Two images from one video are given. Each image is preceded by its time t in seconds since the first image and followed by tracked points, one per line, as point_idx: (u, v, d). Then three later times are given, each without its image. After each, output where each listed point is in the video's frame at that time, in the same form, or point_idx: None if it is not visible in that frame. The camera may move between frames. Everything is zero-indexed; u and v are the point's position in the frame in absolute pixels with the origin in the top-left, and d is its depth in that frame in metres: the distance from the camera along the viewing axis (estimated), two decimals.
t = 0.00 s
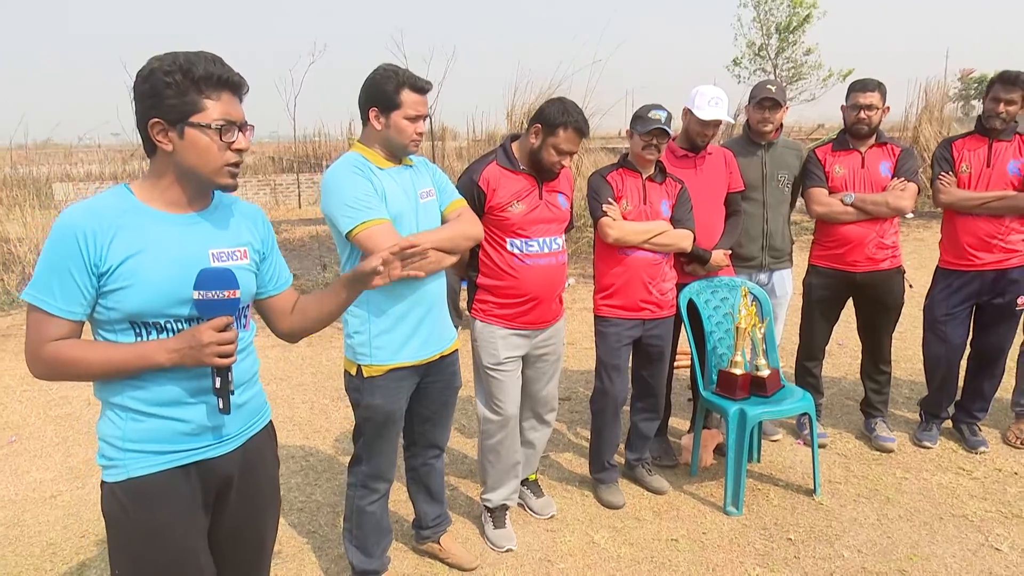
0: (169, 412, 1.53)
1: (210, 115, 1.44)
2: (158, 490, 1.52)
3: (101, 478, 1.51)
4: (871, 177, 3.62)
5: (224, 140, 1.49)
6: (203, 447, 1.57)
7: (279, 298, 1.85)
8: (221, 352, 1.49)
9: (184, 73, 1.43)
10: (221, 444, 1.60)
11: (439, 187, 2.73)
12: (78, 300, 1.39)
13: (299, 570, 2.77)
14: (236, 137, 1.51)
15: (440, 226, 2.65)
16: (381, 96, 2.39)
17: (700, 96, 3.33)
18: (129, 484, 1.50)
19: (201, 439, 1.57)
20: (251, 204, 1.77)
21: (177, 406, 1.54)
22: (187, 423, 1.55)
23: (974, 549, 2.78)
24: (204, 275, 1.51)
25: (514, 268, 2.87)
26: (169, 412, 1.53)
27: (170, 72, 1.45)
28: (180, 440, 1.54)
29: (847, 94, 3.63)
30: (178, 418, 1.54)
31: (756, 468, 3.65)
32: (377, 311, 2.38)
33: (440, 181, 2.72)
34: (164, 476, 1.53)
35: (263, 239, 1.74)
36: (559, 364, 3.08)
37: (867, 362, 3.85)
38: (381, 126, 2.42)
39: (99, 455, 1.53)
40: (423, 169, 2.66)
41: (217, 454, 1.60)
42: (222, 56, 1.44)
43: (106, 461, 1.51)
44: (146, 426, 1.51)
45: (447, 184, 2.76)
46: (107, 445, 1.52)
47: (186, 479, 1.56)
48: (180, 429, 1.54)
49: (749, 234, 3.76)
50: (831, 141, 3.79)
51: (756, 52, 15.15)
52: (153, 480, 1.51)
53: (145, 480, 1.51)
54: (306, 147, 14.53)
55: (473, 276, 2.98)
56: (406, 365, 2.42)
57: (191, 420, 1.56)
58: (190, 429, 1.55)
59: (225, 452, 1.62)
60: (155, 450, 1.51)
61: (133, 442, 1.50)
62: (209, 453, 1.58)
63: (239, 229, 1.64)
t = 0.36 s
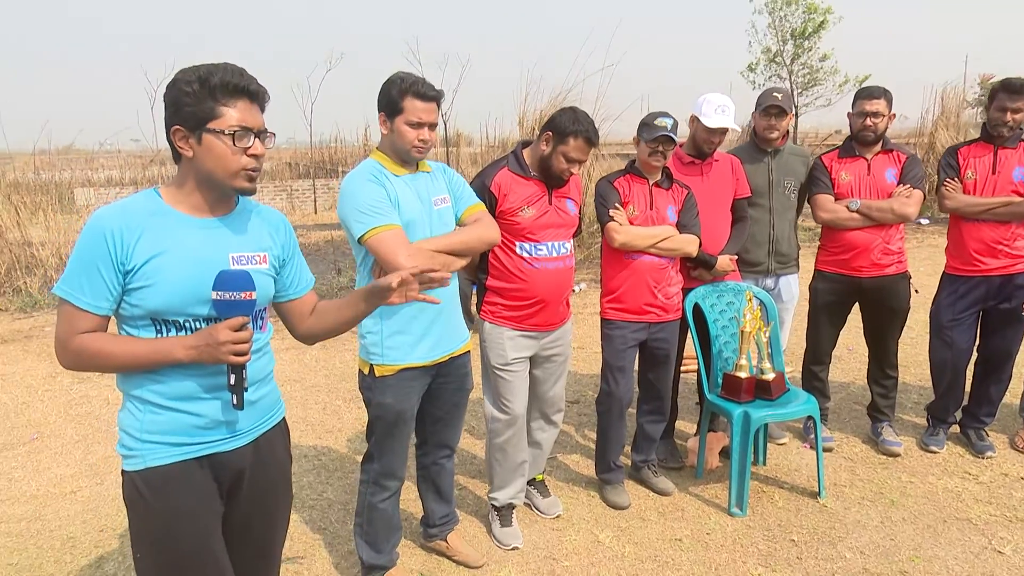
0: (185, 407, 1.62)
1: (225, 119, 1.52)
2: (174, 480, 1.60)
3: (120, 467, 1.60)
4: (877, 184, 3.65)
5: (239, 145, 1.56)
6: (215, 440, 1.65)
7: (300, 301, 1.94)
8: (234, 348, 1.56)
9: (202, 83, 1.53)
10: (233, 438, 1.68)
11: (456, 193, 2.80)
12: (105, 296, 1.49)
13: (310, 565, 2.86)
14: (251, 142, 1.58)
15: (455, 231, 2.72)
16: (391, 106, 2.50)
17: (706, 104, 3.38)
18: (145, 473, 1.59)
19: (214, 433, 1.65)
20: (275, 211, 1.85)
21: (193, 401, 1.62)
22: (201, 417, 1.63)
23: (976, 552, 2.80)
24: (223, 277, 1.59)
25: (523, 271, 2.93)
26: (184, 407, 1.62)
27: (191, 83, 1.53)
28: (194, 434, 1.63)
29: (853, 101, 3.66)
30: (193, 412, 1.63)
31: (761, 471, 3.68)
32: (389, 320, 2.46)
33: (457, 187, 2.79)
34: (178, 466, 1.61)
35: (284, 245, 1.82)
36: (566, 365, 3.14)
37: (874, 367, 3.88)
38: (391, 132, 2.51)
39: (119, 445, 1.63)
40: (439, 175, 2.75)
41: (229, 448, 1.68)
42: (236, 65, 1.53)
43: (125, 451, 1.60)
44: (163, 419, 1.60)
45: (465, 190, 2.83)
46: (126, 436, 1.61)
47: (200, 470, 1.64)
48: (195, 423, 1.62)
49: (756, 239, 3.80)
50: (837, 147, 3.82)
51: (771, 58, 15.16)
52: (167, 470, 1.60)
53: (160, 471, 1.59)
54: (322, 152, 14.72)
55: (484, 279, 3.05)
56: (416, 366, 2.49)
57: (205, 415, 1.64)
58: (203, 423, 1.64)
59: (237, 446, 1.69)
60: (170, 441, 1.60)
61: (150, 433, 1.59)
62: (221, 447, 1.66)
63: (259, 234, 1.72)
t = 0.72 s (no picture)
0: (199, 388, 1.72)
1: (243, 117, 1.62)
2: (189, 459, 1.71)
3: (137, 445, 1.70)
4: (873, 183, 3.72)
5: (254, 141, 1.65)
6: (227, 422, 1.76)
7: (300, 296, 2.09)
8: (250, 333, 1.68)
9: (222, 81, 1.63)
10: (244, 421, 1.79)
11: (471, 191, 2.88)
12: (129, 281, 1.60)
13: (316, 546, 2.98)
14: (267, 138, 1.68)
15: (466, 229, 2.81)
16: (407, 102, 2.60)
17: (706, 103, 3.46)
18: (160, 450, 1.70)
19: (226, 416, 1.76)
20: (290, 208, 1.96)
21: (207, 384, 1.73)
22: (214, 400, 1.74)
23: (962, 542, 2.88)
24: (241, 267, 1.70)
25: (524, 263, 3.03)
26: (199, 389, 1.72)
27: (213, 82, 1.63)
28: (208, 415, 1.73)
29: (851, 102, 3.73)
30: (207, 394, 1.73)
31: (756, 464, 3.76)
32: (402, 318, 2.59)
33: (472, 184, 2.87)
34: (191, 445, 1.71)
35: (297, 240, 1.94)
36: (567, 356, 3.23)
37: (869, 363, 3.95)
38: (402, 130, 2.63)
39: (137, 424, 1.73)
40: (454, 172, 2.83)
41: (241, 430, 1.78)
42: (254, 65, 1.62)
43: (142, 428, 1.71)
44: (178, 399, 1.71)
45: (479, 187, 2.90)
46: (144, 415, 1.72)
47: (212, 450, 1.74)
48: (209, 405, 1.73)
49: (754, 236, 3.88)
50: (835, 147, 3.89)
51: (784, 57, 15.15)
52: (181, 448, 1.70)
53: (174, 449, 1.70)
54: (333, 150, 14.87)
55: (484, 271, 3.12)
56: (421, 354, 2.59)
57: (219, 397, 1.75)
58: (216, 406, 1.74)
59: (247, 429, 1.80)
60: (185, 421, 1.70)
61: (166, 413, 1.70)
62: (231, 428, 1.76)
63: (274, 228, 1.83)
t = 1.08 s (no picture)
0: (213, 392, 1.81)
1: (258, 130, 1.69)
2: (204, 457, 1.80)
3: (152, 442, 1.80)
4: (867, 184, 3.80)
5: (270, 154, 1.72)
6: (238, 425, 1.84)
7: (322, 300, 2.12)
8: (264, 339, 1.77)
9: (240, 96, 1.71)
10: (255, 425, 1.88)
11: (482, 197, 2.97)
12: (148, 285, 1.70)
13: (324, 540, 3.08)
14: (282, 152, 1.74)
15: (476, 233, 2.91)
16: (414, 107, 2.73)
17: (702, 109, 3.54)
18: (173, 447, 1.79)
19: (237, 419, 1.84)
20: (309, 215, 2.03)
21: (220, 388, 1.82)
22: (227, 403, 1.83)
23: (953, 534, 2.96)
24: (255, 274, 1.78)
25: (525, 263, 3.13)
26: (213, 393, 1.81)
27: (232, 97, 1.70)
28: (220, 417, 1.82)
29: (844, 106, 3.82)
30: (220, 398, 1.82)
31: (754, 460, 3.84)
32: (411, 317, 2.70)
33: (483, 190, 2.97)
34: (203, 444, 1.80)
35: (315, 247, 2.01)
36: (567, 354, 3.33)
37: (865, 361, 4.02)
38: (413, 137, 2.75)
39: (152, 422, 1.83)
40: (465, 178, 2.94)
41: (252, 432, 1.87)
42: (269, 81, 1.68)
43: (156, 425, 1.80)
44: (192, 401, 1.80)
45: (491, 194, 2.99)
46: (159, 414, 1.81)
47: (224, 450, 1.83)
48: (222, 408, 1.82)
49: (750, 237, 3.97)
50: (830, 150, 3.98)
51: (790, 61, 15.21)
52: (195, 446, 1.79)
53: (187, 448, 1.79)
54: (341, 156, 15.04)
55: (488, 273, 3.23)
56: (426, 352, 2.69)
57: (231, 401, 1.83)
58: (229, 409, 1.83)
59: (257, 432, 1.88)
60: (198, 421, 1.80)
61: (180, 412, 1.79)
62: (242, 431, 1.85)
63: (291, 236, 1.91)
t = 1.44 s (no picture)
0: (232, 399, 1.78)
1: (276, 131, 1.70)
2: (225, 463, 1.77)
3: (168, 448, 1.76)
4: (865, 183, 3.85)
5: (287, 155, 1.74)
6: (259, 430, 1.82)
7: (335, 301, 2.13)
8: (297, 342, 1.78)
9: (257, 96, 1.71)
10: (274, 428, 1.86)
11: (489, 196, 3.04)
12: (170, 296, 1.67)
13: (331, 529, 3.16)
14: (302, 154, 1.76)
15: (482, 229, 2.98)
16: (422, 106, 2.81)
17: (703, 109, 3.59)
18: (193, 457, 1.75)
19: (258, 424, 1.82)
20: (323, 213, 2.04)
21: (240, 395, 1.79)
22: (247, 410, 1.80)
23: (946, 527, 3.03)
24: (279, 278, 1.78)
25: (526, 259, 3.20)
26: (232, 400, 1.78)
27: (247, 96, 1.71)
28: (241, 423, 1.80)
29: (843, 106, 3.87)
30: (240, 404, 1.79)
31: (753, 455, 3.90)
32: (419, 313, 2.77)
33: (490, 189, 3.04)
34: (224, 451, 1.78)
35: (331, 246, 2.03)
36: (568, 347, 3.40)
37: (864, 358, 4.07)
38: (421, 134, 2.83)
39: (165, 428, 1.79)
40: (473, 176, 3.01)
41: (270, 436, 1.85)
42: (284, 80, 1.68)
43: (173, 436, 1.76)
44: (211, 409, 1.77)
45: (498, 193, 3.07)
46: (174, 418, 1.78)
47: (244, 456, 1.81)
48: (241, 414, 1.79)
49: (749, 236, 4.03)
50: (828, 149, 4.03)
51: (796, 60, 15.25)
52: (216, 455, 1.76)
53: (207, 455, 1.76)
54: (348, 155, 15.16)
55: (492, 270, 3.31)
56: (432, 346, 2.76)
57: (251, 407, 1.80)
58: (249, 415, 1.80)
59: (276, 436, 1.86)
60: (218, 429, 1.76)
61: (199, 422, 1.76)
62: (263, 435, 1.83)
63: (309, 237, 1.92)
